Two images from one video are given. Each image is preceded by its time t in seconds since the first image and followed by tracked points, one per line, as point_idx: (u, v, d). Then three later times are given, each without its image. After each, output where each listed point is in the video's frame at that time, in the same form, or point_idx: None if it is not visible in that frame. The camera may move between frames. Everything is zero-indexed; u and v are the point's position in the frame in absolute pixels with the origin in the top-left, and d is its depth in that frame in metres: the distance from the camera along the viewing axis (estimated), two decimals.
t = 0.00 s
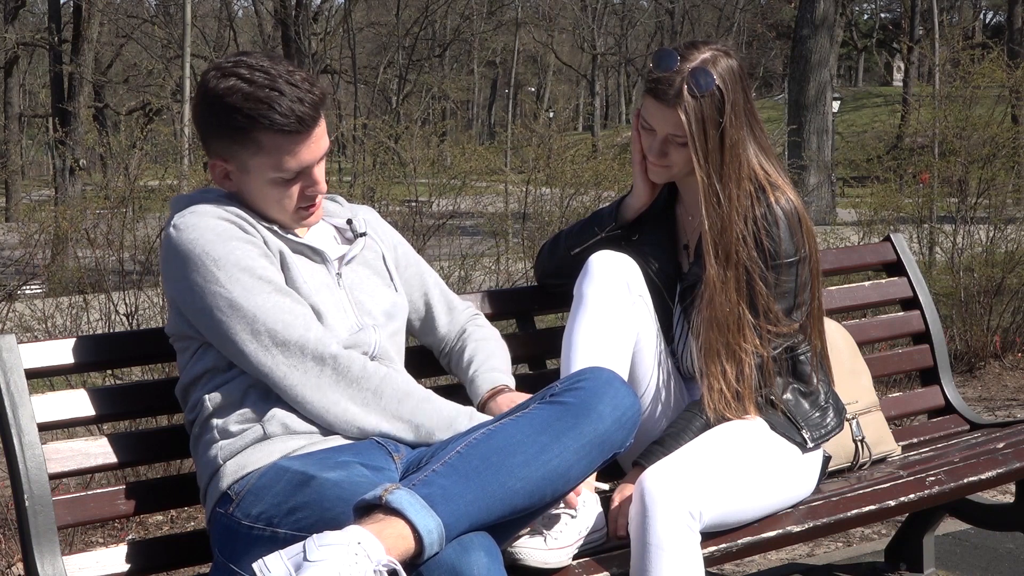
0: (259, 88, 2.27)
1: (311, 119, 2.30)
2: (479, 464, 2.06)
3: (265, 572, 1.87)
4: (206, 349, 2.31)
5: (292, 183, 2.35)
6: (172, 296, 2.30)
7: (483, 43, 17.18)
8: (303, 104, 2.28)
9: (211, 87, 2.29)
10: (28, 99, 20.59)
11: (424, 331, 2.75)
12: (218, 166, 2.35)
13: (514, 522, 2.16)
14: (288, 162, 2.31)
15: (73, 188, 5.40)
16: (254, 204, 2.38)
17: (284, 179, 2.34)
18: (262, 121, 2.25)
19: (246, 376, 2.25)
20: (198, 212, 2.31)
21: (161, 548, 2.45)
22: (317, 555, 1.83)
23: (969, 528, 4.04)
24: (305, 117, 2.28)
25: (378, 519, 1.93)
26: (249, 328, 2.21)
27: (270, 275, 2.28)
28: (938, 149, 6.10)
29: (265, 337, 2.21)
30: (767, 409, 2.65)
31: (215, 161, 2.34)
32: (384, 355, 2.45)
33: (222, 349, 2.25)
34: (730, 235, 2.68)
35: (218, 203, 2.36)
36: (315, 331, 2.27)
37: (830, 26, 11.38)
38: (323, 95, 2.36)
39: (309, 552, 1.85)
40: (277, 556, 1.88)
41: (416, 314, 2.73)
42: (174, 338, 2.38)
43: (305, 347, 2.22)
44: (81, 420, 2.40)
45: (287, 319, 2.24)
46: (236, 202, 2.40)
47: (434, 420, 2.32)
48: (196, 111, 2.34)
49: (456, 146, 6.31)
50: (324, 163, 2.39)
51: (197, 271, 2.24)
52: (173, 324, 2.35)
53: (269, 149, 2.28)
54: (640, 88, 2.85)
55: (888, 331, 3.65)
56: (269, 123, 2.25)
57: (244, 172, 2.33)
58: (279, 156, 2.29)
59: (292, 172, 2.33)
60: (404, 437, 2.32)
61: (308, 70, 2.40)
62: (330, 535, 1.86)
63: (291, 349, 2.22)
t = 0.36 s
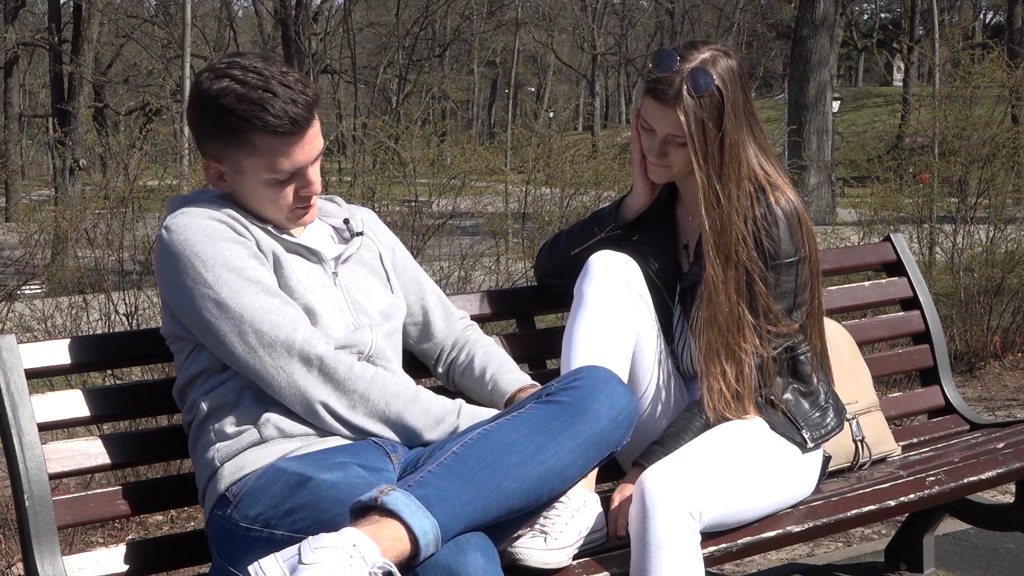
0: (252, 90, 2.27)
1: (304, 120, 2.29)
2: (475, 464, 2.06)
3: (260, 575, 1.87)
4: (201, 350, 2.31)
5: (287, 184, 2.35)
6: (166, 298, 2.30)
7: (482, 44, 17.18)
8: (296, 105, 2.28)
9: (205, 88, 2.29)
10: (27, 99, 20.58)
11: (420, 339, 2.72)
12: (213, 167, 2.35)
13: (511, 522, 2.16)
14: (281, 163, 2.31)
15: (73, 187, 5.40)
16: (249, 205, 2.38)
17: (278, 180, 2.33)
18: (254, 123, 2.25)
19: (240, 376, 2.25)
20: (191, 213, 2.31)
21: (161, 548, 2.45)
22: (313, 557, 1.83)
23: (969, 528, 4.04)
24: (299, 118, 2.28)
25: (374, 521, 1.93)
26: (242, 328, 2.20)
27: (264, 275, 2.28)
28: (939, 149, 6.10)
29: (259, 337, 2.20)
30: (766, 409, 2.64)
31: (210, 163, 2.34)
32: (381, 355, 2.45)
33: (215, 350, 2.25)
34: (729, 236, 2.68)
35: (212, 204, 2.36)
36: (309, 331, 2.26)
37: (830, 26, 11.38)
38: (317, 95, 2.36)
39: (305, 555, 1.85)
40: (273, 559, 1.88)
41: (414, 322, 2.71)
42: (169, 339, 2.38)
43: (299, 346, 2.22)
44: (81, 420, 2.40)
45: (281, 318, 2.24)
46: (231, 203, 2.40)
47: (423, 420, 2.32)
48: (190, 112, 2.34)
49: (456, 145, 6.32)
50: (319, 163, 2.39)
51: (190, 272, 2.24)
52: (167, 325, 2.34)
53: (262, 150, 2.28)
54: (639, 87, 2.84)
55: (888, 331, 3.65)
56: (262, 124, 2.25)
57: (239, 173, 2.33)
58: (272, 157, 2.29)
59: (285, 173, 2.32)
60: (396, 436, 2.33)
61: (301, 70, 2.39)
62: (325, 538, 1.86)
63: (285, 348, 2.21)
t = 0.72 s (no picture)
0: (258, 89, 2.27)
1: (310, 120, 2.30)
2: (476, 464, 2.06)
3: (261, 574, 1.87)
4: (203, 350, 2.31)
5: (290, 184, 2.35)
6: (167, 298, 2.30)
7: (482, 44, 17.18)
8: (302, 105, 2.28)
9: (210, 88, 2.29)
10: (27, 98, 20.58)
11: (421, 339, 2.74)
12: (217, 167, 2.34)
13: (511, 521, 2.16)
14: (286, 163, 2.31)
15: (73, 187, 5.40)
16: (252, 203, 2.38)
17: (282, 180, 2.33)
18: (261, 122, 2.25)
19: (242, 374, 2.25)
20: (192, 212, 2.31)
21: (162, 548, 2.45)
22: (313, 557, 1.83)
23: (969, 528, 4.04)
24: (305, 118, 2.28)
25: (374, 521, 1.93)
26: (245, 327, 2.21)
27: (266, 275, 2.28)
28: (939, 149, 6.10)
29: (261, 336, 2.21)
30: (766, 409, 2.65)
31: (213, 162, 2.34)
32: (382, 356, 2.45)
33: (217, 349, 2.25)
34: (730, 236, 2.68)
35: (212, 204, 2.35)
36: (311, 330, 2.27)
37: (830, 26, 11.37)
38: (322, 95, 2.36)
39: (305, 554, 1.85)
40: (273, 559, 1.88)
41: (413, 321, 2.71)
42: (170, 339, 2.38)
43: (302, 344, 2.22)
44: (81, 420, 2.40)
45: (284, 317, 2.24)
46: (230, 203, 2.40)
47: (425, 417, 2.32)
48: (194, 111, 2.34)
49: (456, 145, 6.33)
50: (323, 164, 2.39)
51: (192, 271, 2.23)
52: (168, 324, 2.34)
53: (267, 150, 2.28)
54: (641, 86, 2.84)
55: (888, 332, 3.65)
56: (268, 124, 2.25)
57: (242, 173, 2.33)
58: (276, 157, 2.29)
59: (290, 173, 2.32)
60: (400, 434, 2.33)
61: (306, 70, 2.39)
62: (326, 537, 1.86)
63: (287, 347, 2.21)
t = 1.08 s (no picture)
0: (261, 91, 2.27)
1: (313, 121, 2.30)
2: (474, 464, 2.06)
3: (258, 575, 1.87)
4: (211, 353, 2.30)
5: (295, 185, 2.35)
6: (182, 304, 2.28)
7: (482, 44, 17.18)
8: (305, 107, 2.28)
9: (213, 90, 2.29)
10: (27, 99, 20.57)
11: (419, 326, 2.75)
12: (220, 169, 2.34)
13: (510, 521, 2.16)
14: (289, 165, 2.31)
15: (73, 187, 5.40)
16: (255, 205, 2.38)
17: (286, 181, 2.34)
18: (264, 125, 2.25)
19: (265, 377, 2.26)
20: (206, 217, 2.30)
21: (163, 548, 2.45)
22: (310, 557, 1.83)
23: (969, 528, 4.04)
24: (308, 119, 2.29)
25: (372, 521, 1.93)
26: (271, 332, 2.22)
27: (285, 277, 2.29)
28: (939, 149, 6.10)
29: (289, 339, 2.23)
30: (766, 409, 2.65)
31: (216, 165, 2.34)
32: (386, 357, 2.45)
33: (238, 353, 2.24)
34: (730, 237, 2.68)
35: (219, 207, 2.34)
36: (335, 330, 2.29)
37: (830, 26, 11.37)
38: (324, 95, 2.36)
39: (302, 554, 1.85)
40: (271, 559, 1.88)
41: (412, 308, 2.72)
42: (176, 343, 2.36)
43: (334, 342, 2.26)
44: (81, 420, 2.40)
45: (307, 319, 2.26)
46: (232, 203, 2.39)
47: (448, 408, 2.38)
48: (197, 114, 2.34)
49: (456, 145, 6.34)
50: (325, 164, 2.39)
51: (212, 277, 2.22)
52: (176, 327, 2.33)
53: (271, 151, 2.28)
54: (642, 87, 2.83)
55: (888, 331, 3.65)
56: (272, 126, 2.25)
57: (246, 175, 2.33)
58: (279, 159, 2.29)
59: (293, 174, 2.32)
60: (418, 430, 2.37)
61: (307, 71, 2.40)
62: (322, 538, 1.86)
63: (316, 348, 2.24)
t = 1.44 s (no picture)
0: (272, 80, 2.27)
1: (323, 111, 2.30)
2: (477, 463, 2.06)
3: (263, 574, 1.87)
4: (206, 351, 2.30)
5: (300, 178, 2.33)
6: (172, 302, 2.29)
7: (482, 44, 17.19)
8: (316, 98, 2.28)
9: (224, 80, 2.29)
10: (27, 98, 20.57)
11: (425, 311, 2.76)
12: (225, 160, 2.32)
13: (512, 521, 2.16)
14: (295, 157, 2.29)
15: (73, 187, 5.40)
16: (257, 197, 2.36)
17: (291, 174, 2.32)
18: (275, 114, 2.25)
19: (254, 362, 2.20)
20: (186, 215, 2.30)
21: (162, 547, 2.45)
22: (315, 556, 1.84)
23: (969, 528, 4.04)
24: (319, 109, 2.29)
25: (376, 520, 1.93)
26: (245, 314, 2.15)
27: (262, 260, 2.23)
28: (939, 148, 6.10)
29: (261, 318, 2.15)
30: (767, 409, 2.64)
31: (223, 156, 2.32)
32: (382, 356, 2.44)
33: (220, 341, 2.22)
34: (730, 236, 2.68)
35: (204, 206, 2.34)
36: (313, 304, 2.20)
37: (830, 26, 11.36)
38: (334, 90, 2.37)
39: (307, 553, 1.85)
40: (275, 558, 1.88)
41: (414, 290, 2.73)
42: (178, 343, 2.37)
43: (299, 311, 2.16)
44: (82, 420, 2.41)
45: (281, 296, 2.17)
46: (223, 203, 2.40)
47: (447, 350, 2.21)
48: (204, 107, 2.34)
49: (457, 145, 6.34)
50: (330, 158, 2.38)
51: (185, 270, 2.22)
52: (172, 326, 2.33)
53: (280, 140, 2.27)
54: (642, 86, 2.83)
55: (888, 331, 3.65)
56: (283, 115, 2.25)
57: (253, 167, 2.31)
58: (286, 150, 2.28)
59: (299, 167, 2.31)
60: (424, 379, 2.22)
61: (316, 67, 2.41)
62: (327, 536, 1.86)
63: (288, 323, 2.15)
